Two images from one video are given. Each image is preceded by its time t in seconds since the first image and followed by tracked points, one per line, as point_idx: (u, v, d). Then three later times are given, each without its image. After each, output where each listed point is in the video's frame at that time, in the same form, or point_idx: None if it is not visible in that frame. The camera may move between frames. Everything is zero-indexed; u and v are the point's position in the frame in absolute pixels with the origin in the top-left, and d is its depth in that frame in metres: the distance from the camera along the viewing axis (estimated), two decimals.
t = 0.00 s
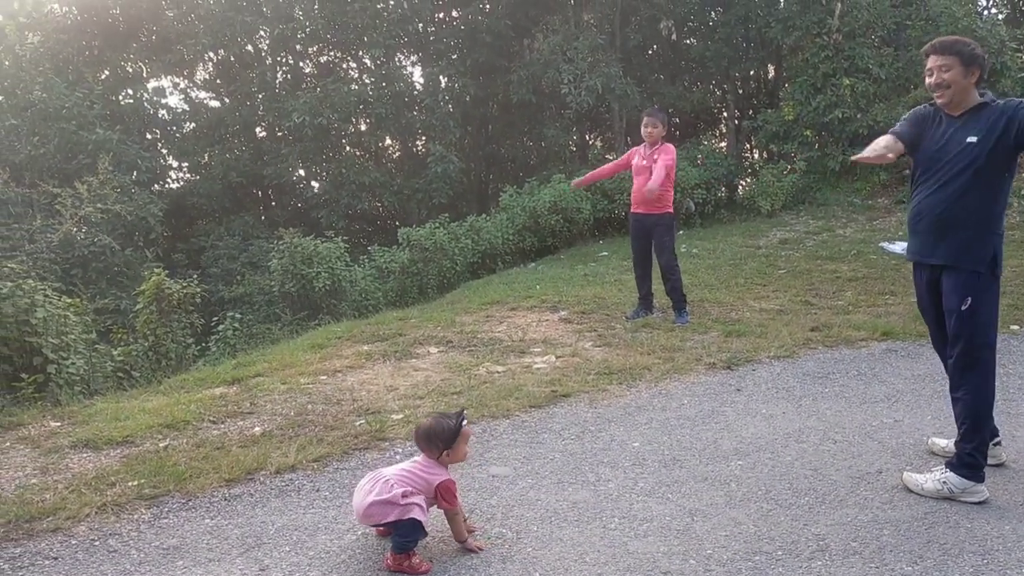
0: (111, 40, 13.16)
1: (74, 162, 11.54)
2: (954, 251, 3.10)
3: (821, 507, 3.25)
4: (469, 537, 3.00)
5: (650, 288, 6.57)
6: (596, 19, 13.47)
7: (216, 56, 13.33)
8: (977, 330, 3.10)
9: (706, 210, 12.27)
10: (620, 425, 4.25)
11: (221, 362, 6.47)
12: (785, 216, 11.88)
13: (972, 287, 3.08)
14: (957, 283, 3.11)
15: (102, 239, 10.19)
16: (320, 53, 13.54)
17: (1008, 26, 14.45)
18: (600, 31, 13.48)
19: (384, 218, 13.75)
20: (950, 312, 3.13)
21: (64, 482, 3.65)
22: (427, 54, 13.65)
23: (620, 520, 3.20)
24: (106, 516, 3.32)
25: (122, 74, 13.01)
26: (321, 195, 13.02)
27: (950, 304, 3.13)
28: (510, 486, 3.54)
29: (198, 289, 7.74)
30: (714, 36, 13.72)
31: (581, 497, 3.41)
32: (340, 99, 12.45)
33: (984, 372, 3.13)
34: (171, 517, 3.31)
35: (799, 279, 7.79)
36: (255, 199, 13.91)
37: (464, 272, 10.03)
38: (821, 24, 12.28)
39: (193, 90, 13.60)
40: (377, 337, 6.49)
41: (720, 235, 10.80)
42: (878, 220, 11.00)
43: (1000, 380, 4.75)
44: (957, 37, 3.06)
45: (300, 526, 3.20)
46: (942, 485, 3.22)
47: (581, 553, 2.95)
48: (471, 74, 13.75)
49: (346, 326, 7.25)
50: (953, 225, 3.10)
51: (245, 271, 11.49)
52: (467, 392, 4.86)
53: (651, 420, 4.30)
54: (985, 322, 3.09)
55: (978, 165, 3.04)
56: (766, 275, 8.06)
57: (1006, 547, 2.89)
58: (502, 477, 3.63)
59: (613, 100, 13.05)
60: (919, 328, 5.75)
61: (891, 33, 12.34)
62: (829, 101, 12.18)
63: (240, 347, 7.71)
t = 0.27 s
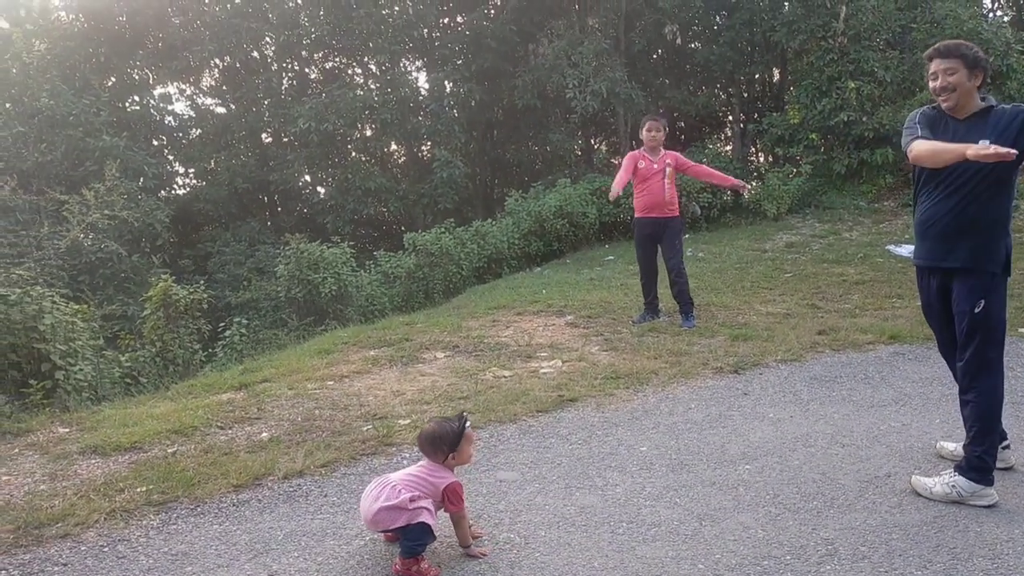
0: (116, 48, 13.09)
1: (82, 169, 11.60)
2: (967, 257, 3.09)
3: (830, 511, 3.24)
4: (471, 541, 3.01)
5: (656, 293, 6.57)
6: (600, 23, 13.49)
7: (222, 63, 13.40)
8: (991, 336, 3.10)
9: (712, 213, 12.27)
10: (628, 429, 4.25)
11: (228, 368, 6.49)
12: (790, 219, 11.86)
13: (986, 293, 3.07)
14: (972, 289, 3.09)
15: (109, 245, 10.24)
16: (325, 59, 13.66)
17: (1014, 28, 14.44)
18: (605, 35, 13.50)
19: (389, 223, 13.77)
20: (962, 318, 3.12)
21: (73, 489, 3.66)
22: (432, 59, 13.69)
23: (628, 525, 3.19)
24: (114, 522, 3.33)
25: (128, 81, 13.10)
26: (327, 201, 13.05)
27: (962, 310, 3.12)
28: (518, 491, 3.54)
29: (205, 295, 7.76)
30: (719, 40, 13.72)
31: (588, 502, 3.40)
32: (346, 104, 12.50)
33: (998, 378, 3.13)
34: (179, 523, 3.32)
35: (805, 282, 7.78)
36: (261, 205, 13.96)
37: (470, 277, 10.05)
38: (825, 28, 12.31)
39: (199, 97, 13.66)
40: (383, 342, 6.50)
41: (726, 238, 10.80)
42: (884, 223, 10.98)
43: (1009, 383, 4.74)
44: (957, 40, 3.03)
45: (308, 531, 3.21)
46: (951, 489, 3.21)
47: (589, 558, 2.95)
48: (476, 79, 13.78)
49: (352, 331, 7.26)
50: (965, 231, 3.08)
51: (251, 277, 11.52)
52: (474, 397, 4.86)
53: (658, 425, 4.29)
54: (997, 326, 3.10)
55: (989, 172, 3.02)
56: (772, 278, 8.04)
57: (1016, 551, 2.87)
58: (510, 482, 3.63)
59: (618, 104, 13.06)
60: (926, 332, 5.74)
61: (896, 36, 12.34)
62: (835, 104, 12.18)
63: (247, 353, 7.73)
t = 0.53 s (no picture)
0: (122, 54, 13.18)
1: (86, 175, 11.63)
2: (971, 259, 3.08)
3: (836, 515, 3.23)
4: (475, 542, 3.02)
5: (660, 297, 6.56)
6: (604, 27, 13.51)
7: (226, 68, 13.46)
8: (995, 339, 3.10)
9: (715, 217, 12.27)
10: (633, 434, 4.24)
11: (233, 373, 6.49)
12: (794, 223, 11.85)
13: (990, 296, 3.07)
14: (975, 291, 3.09)
15: (113, 250, 10.25)
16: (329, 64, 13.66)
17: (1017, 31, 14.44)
18: (608, 40, 13.51)
19: (393, 228, 13.79)
20: (965, 320, 3.12)
21: (79, 494, 3.66)
22: (435, 64, 13.71)
23: (634, 530, 3.19)
24: (121, 527, 3.33)
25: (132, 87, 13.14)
26: (331, 205, 13.07)
27: (966, 312, 3.12)
28: (524, 495, 3.54)
29: (209, 300, 7.77)
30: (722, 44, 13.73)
31: (595, 507, 3.40)
32: (349, 109, 12.53)
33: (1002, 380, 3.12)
34: (186, 528, 3.32)
35: (810, 286, 7.78)
36: (265, 210, 13.98)
37: (473, 281, 10.05)
38: (829, 31, 12.31)
39: (202, 102, 13.69)
40: (387, 346, 6.50)
41: (730, 242, 10.80)
42: (888, 226, 10.97)
43: (1015, 386, 4.73)
44: (960, 44, 3.05)
45: (314, 537, 3.21)
46: (959, 493, 3.20)
47: (596, 562, 2.95)
48: (479, 84, 13.80)
49: (357, 335, 7.27)
50: (970, 233, 3.08)
51: (256, 282, 11.54)
52: (479, 401, 4.86)
53: (664, 429, 4.29)
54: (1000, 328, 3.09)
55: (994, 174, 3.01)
56: (777, 282, 8.04)
57: None
58: (516, 487, 3.63)
59: (621, 108, 13.08)
60: (932, 335, 5.73)
61: (899, 40, 12.35)
62: (838, 108, 12.18)
63: (252, 358, 7.74)
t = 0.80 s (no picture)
0: (122, 61, 13.16)
1: (87, 181, 11.65)
2: (962, 264, 3.11)
3: (838, 522, 3.23)
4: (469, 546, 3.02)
5: (661, 302, 6.56)
6: (604, 33, 13.54)
7: (226, 74, 13.50)
8: (988, 345, 3.10)
9: (715, 223, 12.28)
10: (635, 439, 4.24)
11: (233, 379, 6.48)
12: (794, 228, 11.86)
13: (981, 302, 3.08)
14: (967, 296, 3.11)
15: (114, 256, 10.25)
16: (329, 70, 13.73)
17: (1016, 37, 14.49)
18: (608, 46, 13.54)
19: (393, 233, 13.80)
20: (959, 325, 3.14)
21: (80, 501, 3.66)
22: (435, 70, 13.73)
23: (637, 536, 3.19)
24: (122, 535, 3.32)
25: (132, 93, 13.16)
26: (331, 211, 13.08)
27: (960, 318, 3.14)
28: (526, 502, 3.53)
29: (210, 306, 7.77)
30: (721, 50, 13.75)
31: (597, 514, 3.40)
32: (350, 115, 12.56)
33: (989, 387, 3.13)
34: (187, 535, 3.31)
35: (810, 292, 7.78)
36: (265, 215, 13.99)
37: (474, 287, 10.06)
38: (828, 37, 12.39)
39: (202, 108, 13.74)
40: (388, 352, 6.50)
41: (730, 247, 10.80)
42: (888, 232, 10.98)
43: (1016, 392, 4.73)
44: (967, 49, 3.05)
45: (317, 544, 3.20)
46: (961, 499, 3.20)
47: (598, 569, 2.95)
48: (479, 90, 13.82)
49: (358, 341, 7.27)
50: (962, 238, 3.10)
51: (256, 288, 11.54)
52: (480, 407, 4.86)
53: (665, 435, 4.29)
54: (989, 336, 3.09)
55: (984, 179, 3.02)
56: (777, 288, 8.04)
57: None
58: (518, 493, 3.63)
59: (620, 114, 13.10)
60: (933, 341, 5.73)
61: (900, 45, 12.36)
62: (838, 113, 12.21)
63: (252, 364, 7.74)
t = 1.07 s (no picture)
0: (119, 68, 13.18)
1: (83, 188, 11.61)
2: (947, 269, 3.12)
3: (839, 530, 3.20)
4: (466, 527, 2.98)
5: (660, 309, 6.54)
6: (601, 40, 13.55)
7: (223, 81, 13.49)
8: (977, 351, 3.08)
9: (714, 229, 12.27)
10: (634, 448, 4.21)
11: (230, 387, 6.43)
12: (793, 235, 11.85)
13: (966, 307, 3.06)
14: (954, 302, 3.10)
15: (110, 264, 10.21)
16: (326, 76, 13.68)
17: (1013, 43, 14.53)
18: (606, 52, 13.55)
19: (391, 240, 13.77)
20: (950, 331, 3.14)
21: (74, 512, 3.61)
22: (433, 76, 13.72)
23: (637, 546, 3.15)
24: (118, 545, 3.28)
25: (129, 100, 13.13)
26: (329, 218, 13.05)
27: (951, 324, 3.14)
28: (526, 512, 3.50)
29: (207, 313, 7.73)
30: (719, 56, 13.77)
31: (596, 523, 3.36)
32: (347, 122, 12.54)
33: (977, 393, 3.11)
34: (183, 546, 3.27)
35: (810, 298, 7.76)
36: (262, 223, 13.94)
37: (472, 294, 10.03)
38: (826, 43, 12.41)
39: (199, 115, 13.64)
40: (386, 360, 6.46)
41: (729, 254, 10.79)
42: (887, 238, 10.97)
43: (1018, 400, 4.71)
44: (974, 52, 3.03)
45: (314, 554, 3.17)
46: (961, 507, 3.17)
47: None
48: (477, 96, 13.81)
49: (356, 349, 7.23)
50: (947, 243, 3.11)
51: (253, 295, 11.50)
52: (479, 416, 4.82)
53: (665, 443, 4.26)
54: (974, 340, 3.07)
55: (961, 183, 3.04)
56: (777, 294, 8.02)
57: None
58: (517, 502, 3.59)
59: (618, 121, 13.11)
60: (934, 348, 5.71)
61: (897, 52, 12.38)
62: (836, 120, 12.22)
63: (249, 372, 7.70)
